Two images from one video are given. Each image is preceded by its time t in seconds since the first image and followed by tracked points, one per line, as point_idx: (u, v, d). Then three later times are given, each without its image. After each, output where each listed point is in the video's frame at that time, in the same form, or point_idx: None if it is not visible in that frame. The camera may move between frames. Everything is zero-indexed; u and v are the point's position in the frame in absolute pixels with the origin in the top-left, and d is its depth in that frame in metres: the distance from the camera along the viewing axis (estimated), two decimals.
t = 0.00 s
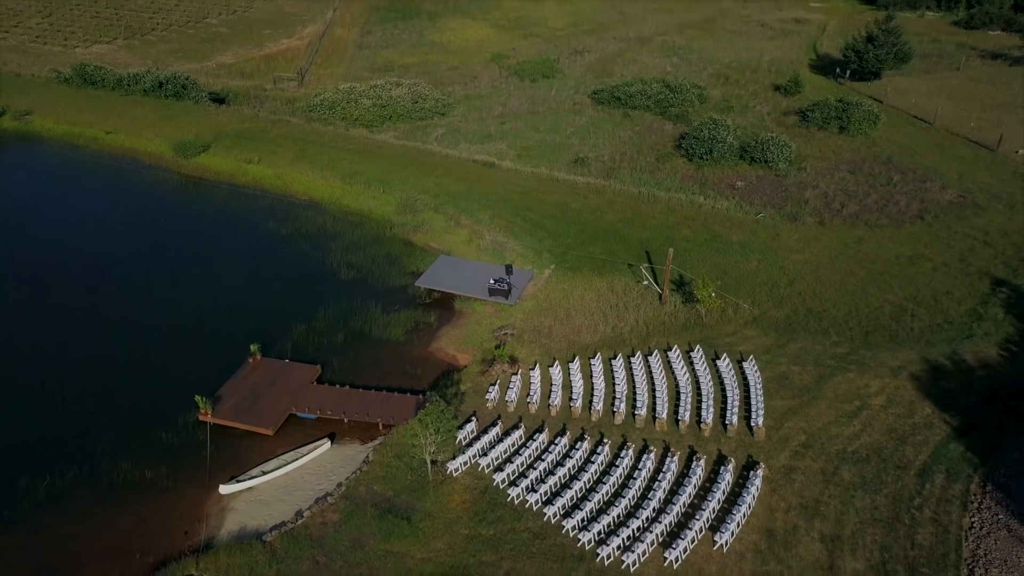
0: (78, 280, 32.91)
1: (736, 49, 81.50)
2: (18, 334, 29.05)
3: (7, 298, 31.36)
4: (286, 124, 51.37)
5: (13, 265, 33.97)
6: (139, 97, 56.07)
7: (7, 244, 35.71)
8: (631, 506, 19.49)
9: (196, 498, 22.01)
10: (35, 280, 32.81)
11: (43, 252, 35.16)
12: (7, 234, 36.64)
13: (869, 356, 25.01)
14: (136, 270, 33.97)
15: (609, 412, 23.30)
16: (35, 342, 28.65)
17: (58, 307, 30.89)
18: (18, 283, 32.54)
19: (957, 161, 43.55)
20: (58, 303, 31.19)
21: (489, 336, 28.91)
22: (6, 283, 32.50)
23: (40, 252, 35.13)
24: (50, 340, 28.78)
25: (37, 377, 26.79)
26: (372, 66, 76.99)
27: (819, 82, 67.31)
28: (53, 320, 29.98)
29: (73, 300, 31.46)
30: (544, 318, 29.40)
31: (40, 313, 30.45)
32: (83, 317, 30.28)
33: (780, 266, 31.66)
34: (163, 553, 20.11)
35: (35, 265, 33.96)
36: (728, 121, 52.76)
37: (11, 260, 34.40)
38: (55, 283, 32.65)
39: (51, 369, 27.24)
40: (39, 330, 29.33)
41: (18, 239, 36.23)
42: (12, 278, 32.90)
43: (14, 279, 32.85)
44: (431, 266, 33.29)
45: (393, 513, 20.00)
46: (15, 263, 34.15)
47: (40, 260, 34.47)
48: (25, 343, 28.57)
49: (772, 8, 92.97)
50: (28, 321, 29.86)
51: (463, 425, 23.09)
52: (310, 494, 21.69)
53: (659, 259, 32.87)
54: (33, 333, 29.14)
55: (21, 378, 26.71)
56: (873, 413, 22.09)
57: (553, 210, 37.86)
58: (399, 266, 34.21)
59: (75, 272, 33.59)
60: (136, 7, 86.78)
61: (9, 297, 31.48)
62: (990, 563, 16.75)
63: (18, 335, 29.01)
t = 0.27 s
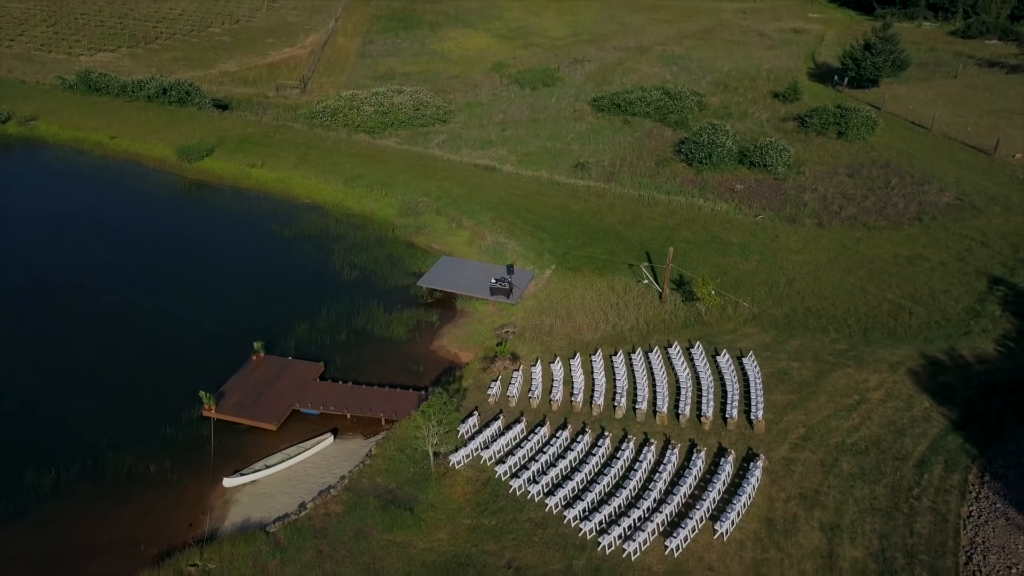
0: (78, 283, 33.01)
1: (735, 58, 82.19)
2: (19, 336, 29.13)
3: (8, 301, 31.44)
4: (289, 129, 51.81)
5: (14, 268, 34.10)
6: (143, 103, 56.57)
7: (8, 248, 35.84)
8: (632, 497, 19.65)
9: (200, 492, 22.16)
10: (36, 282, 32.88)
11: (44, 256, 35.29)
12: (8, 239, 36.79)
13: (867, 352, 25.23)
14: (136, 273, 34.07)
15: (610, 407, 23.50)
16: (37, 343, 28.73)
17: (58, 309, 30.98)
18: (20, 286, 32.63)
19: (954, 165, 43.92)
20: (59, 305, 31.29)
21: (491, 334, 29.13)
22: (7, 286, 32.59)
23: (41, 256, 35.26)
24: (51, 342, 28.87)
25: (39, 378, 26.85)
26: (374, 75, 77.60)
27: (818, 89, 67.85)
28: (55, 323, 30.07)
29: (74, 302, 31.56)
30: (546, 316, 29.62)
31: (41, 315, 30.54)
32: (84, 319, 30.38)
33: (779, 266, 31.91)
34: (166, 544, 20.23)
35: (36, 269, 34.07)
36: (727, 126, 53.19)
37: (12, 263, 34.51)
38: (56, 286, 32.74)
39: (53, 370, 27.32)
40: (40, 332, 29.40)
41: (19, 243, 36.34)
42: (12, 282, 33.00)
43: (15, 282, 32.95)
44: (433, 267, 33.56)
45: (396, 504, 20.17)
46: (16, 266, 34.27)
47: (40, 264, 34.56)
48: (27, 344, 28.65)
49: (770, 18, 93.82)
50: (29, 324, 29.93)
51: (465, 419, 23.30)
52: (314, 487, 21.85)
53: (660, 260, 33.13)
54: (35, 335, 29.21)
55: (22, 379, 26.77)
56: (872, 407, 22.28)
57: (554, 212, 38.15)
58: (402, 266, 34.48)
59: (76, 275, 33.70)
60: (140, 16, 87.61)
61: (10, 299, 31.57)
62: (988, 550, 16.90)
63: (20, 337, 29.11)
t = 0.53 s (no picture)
0: (79, 286, 33.05)
1: (733, 67, 82.89)
2: (21, 337, 29.18)
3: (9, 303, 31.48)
4: (292, 135, 52.26)
5: (15, 270, 34.15)
6: (148, 110, 57.09)
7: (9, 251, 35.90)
8: (633, 488, 19.80)
9: (205, 485, 22.32)
10: (36, 284, 32.91)
11: (45, 258, 35.35)
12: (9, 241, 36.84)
13: (866, 348, 25.44)
14: (137, 275, 34.16)
15: (611, 401, 23.69)
16: (38, 344, 28.78)
17: (59, 311, 31.01)
18: (20, 288, 32.68)
19: (952, 169, 44.28)
20: (60, 307, 31.34)
21: (493, 333, 29.36)
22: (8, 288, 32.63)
23: (42, 259, 35.30)
24: (53, 342, 28.92)
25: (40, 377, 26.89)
26: (376, 83, 78.24)
27: (816, 97, 68.40)
28: (56, 323, 30.13)
29: (75, 303, 31.62)
30: (547, 315, 29.85)
31: (42, 316, 30.58)
32: (85, 320, 30.43)
33: (778, 266, 32.17)
34: (171, 535, 20.38)
35: (36, 271, 34.13)
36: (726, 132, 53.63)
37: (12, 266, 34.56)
38: (56, 288, 32.79)
39: (55, 369, 27.37)
40: (42, 333, 29.45)
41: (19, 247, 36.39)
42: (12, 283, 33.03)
43: (15, 284, 32.98)
44: (435, 267, 33.83)
45: (400, 496, 20.34)
46: (16, 269, 34.30)
47: (41, 266, 34.64)
48: (28, 344, 28.72)
49: (768, 28, 94.69)
50: (30, 325, 29.97)
51: (468, 413, 23.50)
52: (317, 480, 22.02)
53: (660, 260, 33.37)
54: (36, 336, 29.27)
55: (24, 378, 26.82)
56: (871, 400, 22.48)
57: (555, 215, 38.46)
58: (404, 267, 34.76)
59: (77, 277, 33.76)
60: (144, 26, 88.44)
61: (11, 301, 31.61)
62: (986, 537, 17.06)
63: (22, 337, 29.16)
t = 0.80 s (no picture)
0: (80, 288, 33.17)
1: (732, 78, 83.66)
2: (23, 338, 29.28)
3: (10, 305, 31.59)
4: (295, 141, 52.77)
5: (16, 273, 34.26)
6: (152, 116, 57.68)
7: (10, 254, 36.01)
8: (634, 477, 20.01)
9: (210, 477, 22.52)
10: (43, 284, 33.25)
11: (46, 262, 35.47)
12: (10, 245, 36.97)
13: (865, 343, 25.69)
14: (139, 278, 34.32)
15: (612, 395, 23.94)
16: (41, 345, 28.89)
17: (65, 310, 31.31)
18: (22, 290, 32.80)
19: (949, 173, 44.68)
20: (62, 309, 31.47)
21: (494, 330, 29.65)
22: (10, 290, 32.74)
23: (43, 262, 35.44)
24: (56, 343, 29.03)
25: (43, 377, 26.99)
26: (378, 92, 78.95)
27: (815, 105, 69.03)
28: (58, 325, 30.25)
29: (78, 305, 31.76)
30: (548, 313, 30.13)
31: (45, 318, 30.70)
32: (87, 322, 30.57)
33: (777, 265, 32.47)
34: (177, 525, 20.57)
35: (37, 274, 34.26)
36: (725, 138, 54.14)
37: (14, 269, 34.67)
38: (58, 290, 32.90)
39: (58, 369, 27.48)
40: (44, 334, 29.57)
41: (21, 250, 36.54)
42: (13, 286, 33.13)
43: (17, 286, 33.09)
44: (438, 268, 34.15)
45: (403, 486, 20.53)
46: (17, 272, 34.41)
47: (43, 269, 34.76)
48: (31, 345, 28.83)
49: (766, 39, 95.64)
50: (32, 326, 30.08)
51: (470, 407, 23.76)
52: (321, 472, 22.22)
53: (660, 261, 33.68)
54: (39, 336, 29.38)
55: (30, 375, 27.07)
56: (869, 393, 22.71)
57: (556, 217, 38.81)
58: (406, 268, 35.08)
59: (78, 280, 33.89)
60: (149, 36, 89.38)
61: (13, 303, 31.72)
62: (983, 522, 17.23)
63: (25, 338, 29.28)
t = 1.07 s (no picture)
0: (80, 291, 33.26)
1: (732, 87, 84.32)
2: (23, 339, 29.36)
3: (10, 307, 31.66)
4: (298, 146, 53.21)
5: (16, 276, 34.35)
6: (156, 122, 58.19)
7: (10, 258, 36.12)
8: (635, 468, 20.20)
9: (214, 470, 22.71)
10: (49, 285, 33.59)
11: (46, 265, 35.58)
12: (10, 249, 37.07)
13: (863, 339, 25.92)
14: (138, 281, 34.44)
15: (613, 390, 24.16)
16: (41, 346, 28.96)
17: (72, 309, 31.69)
18: (22, 293, 32.88)
19: (946, 177, 45.07)
20: (62, 310, 31.57)
21: (496, 329, 29.92)
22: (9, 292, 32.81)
23: (43, 265, 35.54)
24: (56, 343, 29.12)
25: (44, 377, 27.07)
26: (380, 100, 79.56)
27: (813, 112, 69.58)
28: (58, 326, 30.34)
29: (78, 307, 31.87)
30: (549, 311, 30.38)
31: (44, 319, 30.78)
32: (88, 323, 30.66)
33: (776, 265, 32.76)
34: (182, 516, 20.74)
35: (37, 277, 34.36)
36: (724, 144, 54.58)
37: (13, 272, 34.75)
38: (57, 293, 33.00)
39: (58, 369, 27.56)
40: (44, 335, 29.64)
41: (20, 254, 36.63)
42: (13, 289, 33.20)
43: (17, 289, 33.16)
44: (440, 268, 34.43)
45: (406, 477, 20.74)
46: (17, 275, 34.49)
47: (42, 273, 34.86)
48: (30, 346, 28.90)
49: (765, 49, 96.45)
50: (32, 328, 30.15)
51: (472, 402, 23.97)
52: (324, 465, 22.40)
53: (660, 261, 33.96)
54: (39, 337, 29.46)
55: (37, 371, 27.35)
56: (868, 387, 22.95)
57: (557, 220, 39.13)
58: (408, 269, 35.39)
59: (78, 283, 33.99)
60: (153, 46, 90.18)
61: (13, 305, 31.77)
62: (981, 509, 17.40)
63: (26, 339, 29.36)
